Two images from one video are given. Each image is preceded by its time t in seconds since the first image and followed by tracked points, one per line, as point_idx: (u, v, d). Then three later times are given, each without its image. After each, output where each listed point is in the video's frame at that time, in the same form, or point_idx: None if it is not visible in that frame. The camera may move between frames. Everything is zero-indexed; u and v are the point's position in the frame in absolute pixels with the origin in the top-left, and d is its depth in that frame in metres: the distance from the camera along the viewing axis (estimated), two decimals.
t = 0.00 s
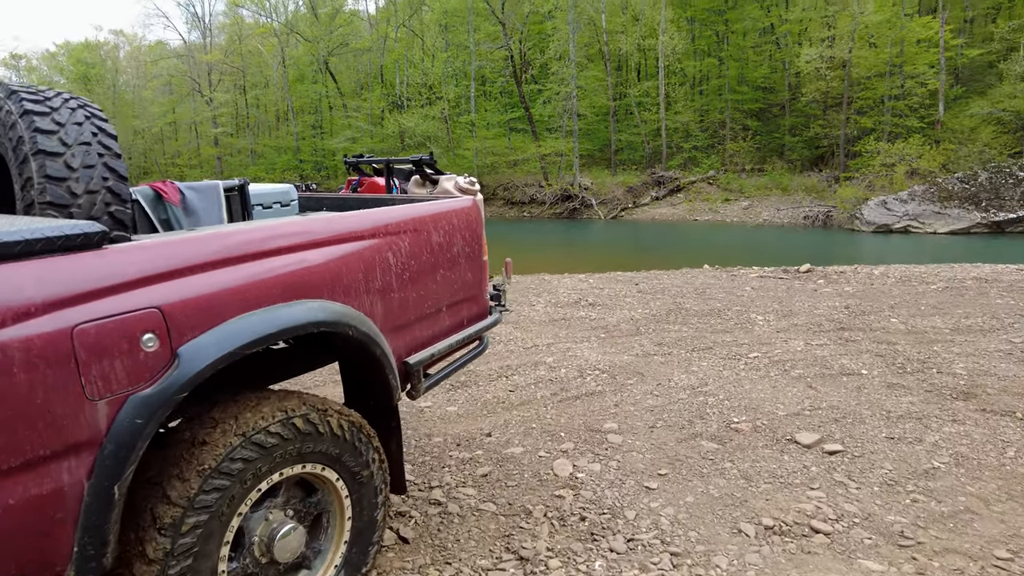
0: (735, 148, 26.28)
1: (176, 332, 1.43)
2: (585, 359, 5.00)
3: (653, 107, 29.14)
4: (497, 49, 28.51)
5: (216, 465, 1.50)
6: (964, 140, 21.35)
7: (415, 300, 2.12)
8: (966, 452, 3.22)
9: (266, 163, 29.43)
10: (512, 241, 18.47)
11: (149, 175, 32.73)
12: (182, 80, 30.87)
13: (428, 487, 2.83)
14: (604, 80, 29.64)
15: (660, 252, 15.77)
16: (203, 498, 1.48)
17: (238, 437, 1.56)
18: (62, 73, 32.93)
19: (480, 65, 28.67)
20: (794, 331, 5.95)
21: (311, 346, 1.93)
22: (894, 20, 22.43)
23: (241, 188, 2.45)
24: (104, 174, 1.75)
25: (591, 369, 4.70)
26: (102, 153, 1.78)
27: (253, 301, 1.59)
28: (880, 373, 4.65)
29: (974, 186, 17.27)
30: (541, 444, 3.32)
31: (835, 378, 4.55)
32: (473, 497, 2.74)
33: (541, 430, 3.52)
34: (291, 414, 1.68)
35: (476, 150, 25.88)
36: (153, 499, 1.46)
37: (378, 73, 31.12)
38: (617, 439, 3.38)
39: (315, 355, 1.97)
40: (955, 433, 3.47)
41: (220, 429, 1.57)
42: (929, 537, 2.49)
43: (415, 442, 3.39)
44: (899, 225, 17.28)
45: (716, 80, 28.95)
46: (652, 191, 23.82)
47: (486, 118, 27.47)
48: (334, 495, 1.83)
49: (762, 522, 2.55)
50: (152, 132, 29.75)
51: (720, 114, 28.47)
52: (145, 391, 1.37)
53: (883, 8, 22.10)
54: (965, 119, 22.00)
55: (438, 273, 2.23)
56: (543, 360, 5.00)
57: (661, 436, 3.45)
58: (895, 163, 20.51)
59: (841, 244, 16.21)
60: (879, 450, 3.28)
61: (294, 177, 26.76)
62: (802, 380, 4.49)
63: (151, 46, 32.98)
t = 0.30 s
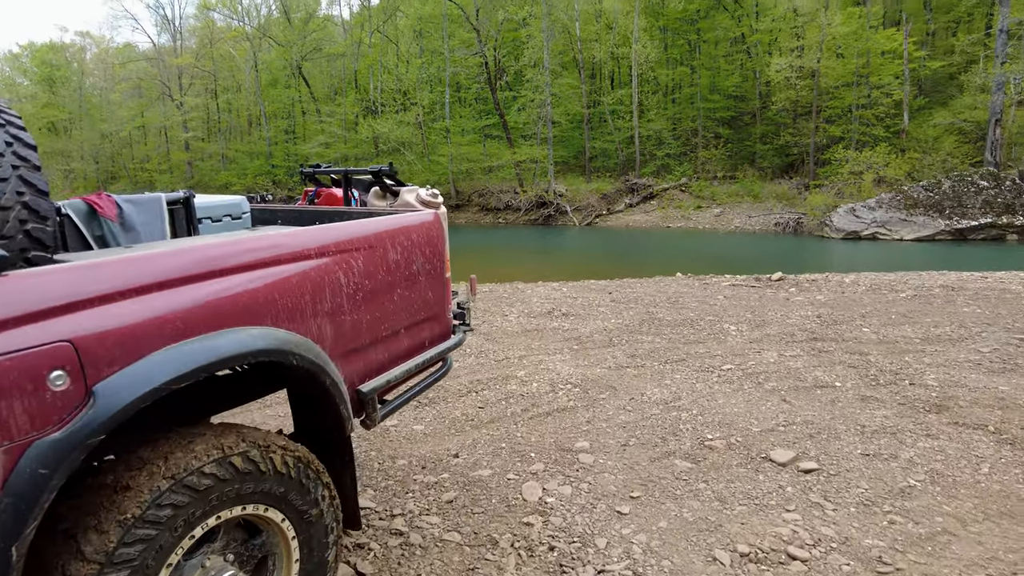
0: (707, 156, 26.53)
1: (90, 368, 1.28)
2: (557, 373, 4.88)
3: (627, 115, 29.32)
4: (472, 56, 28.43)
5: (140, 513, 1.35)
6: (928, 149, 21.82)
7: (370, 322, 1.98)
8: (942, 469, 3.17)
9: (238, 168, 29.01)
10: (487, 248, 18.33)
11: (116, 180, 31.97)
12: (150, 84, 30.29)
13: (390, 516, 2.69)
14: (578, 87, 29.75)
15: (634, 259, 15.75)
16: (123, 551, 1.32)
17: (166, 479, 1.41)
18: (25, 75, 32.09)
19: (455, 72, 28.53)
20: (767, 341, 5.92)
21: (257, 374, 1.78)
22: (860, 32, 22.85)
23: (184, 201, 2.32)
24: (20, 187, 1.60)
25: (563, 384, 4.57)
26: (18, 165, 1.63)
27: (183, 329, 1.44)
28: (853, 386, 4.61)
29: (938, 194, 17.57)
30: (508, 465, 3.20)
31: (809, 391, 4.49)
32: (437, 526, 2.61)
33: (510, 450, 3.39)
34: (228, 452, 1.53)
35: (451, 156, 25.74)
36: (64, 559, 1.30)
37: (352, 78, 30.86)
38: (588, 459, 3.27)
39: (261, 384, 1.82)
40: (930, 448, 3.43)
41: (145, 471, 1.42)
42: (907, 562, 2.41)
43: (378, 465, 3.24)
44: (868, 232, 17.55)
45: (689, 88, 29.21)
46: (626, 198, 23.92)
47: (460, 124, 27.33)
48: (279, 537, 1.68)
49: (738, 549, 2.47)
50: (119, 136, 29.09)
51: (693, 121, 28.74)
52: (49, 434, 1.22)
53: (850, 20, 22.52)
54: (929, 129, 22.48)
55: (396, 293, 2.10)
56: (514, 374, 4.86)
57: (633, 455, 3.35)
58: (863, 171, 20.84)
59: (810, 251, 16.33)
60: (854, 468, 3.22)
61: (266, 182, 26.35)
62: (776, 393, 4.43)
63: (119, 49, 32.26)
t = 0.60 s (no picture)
0: (688, 163, 26.65)
1: (9, 395, 1.10)
2: (541, 383, 4.73)
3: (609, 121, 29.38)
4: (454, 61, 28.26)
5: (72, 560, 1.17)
6: (904, 157, 22.04)
7: (339, 336, 1.82)
8: (939, 484, 3.06)
9: (216, 172, 28.60)
10: (469, 254, 18.17)
11: (91, 183, 31.37)
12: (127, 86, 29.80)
13: (365, 541, 2.53)
14: (560, 94, 29.73)
15: (617, 266, 15.65)
16: None
17: (104, 520, 1.23)
18: None
19: (436, 77, 28.33)
20: (753, 350, 5.83)
21: (214, 396, 1.61)
22: (837, 42, 23.09)
23: (141, 204, 2.15)
24: None
25: (547, 395, 4.42)
26: None
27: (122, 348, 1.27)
28: (843, 396, 4.51)
29: (914, 202, 17.70)
30: (491, 484, 3.04)
31: (799, 403, 4.39)
32: (415, 552, 2.45)
33: (492, 468, 3.23)
34: (178, 485, 1.35)
35: (433, 161, 25.54)
36: None
37: (332, 83, 30.61)
38: (575, 476, 3.13)
39: (219, 406, 1.65)
40: (925, 462, 3.33)
41: (79, 511, 1.24)
42: None
43: (353, 484, 3.06)
44: (846, 239, 17.70)
45: (670, 96, 29.32)
46: (608, 205, 23.93)
47: (442, 129, 27.14)
48: None
49: None
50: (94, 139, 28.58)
51: (674, 129, 28.87)
52: None
53: (828, 29, 22.73)
54: (905, 138, 22.75)
55: (370, 303, 1.94)
56: (497, 385, 4.70)
57: (621, 471, 3.21)
58: (841, 179, 20.98)
59: (790, 258, 16.37)
60: (850, 483, 3.11)
61: (244, 187, 26.00)
62: (766, 404, 4.32)
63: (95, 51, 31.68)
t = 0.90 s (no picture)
0: (675, 167, 26.62)
1: None
2: (536, 394, 4.55)
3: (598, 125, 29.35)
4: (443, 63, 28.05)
5: None
6: (890, 162, 22.11)
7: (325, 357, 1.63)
8: (956, 504, 2.92)
9: (201, 173, 28.26)
10: (457, 257, 17.97)
11: (74, 184, 30.93)
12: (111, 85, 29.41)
13: (353, 572, 2.35)
14: (548, 97, 29.61)
15: (607, 270, 15.50)
16: None
17: None
18: None
19: (425, 79, 28.12)
20: (752, 359, 5.69)
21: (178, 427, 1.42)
22: (824, 48, 23.13)
23: (107, 207, 2.00)
24: None
25: (543, 408, 4.24)
26: None
27: (74, 374, 1.08)
28: (847, 408, 4.37)
29: (901, 207, 17.73)
30: (487, 507, 2.87)
31: (803, 415, 4.25)
32: None
33: (488, 489, 3.05)
34: (136, 536, 1.16)
35: (421, 164, 25.30)
36: None
37: (320, 85, 30.36)
38: (575, 497, 2.96)
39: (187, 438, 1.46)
40: (939, 480, 3.19)
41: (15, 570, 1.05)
42: None
43: (340, 507, 2.87)
44: (833, 243, 17.73)
45: (657, 100, 29.31)
46: (596, 209, 23.85)
47: (431, 132, 26.93)
48: None
49: None
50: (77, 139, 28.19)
51: (662, 133, 28.87)
52: None
53: (815, 35, 22.76)
54: (890, 143, 22.79)
55: (359, 319, 1.76)
56: (490, 396, 4.52)
57: (624, 491, 3.05)
58: (828, 183, 20.95)
59: (779, 262, 16.31)
60: (864, 503, 2.97)
61: (229, 189, 25.71)
62: (769, 417, 4.18)
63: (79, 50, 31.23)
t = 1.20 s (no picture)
0: (667, 170, 26.58)
1: None
2: (534, 405, 4.41)
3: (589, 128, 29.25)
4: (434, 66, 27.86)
5: None
6: (880, 166, 22.09)
7: (316, 382, 1.49)
8: (976, 524, 2.81)
9: (191, 175, 28.02)
10: (449, 260, 17.80)
11: (62, 186, 30.60)
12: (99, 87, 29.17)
13: None
14: (540, 101, 29.47)
15: (600, 274, 15.34)
16: None
17: None
18: None
19: (417, 82, 27.94)
20: (752, 367, 5.58)
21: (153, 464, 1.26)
22: (815, 52, 23.16)
23: (80, 216, 1.91)
24: None
25: (542, 420, 4.10)
26: None
27: (33, 415, 0.94)
28: (854, 419, 4.25)
29: (892, 210, 17.73)
30: (487, 530, 2.74)
31: (809, 427, 4.13)
32: None
33: (487, 510, 2.92)
34: None
35: (413, 167, 25.08)
36: None
37: (311, 87, 30.21)
38: (579, 519, 2.83)
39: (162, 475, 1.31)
40: (956, 497, 3.07)
41: None
42: None
43: (332, 530, 2.73)
44: (825, 247, 17.70)
45: (649, 103, 29.29)
46: (588, 212, 23.75)
47: (423, 135, 26.73)
48: None
49: None
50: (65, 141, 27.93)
51: (653, 137, 28.82)
52: None
53: (806, 39, 22.76)
54: (880, 147, 22.78)
55: (353, 340, 1.61)
56: (487, 408, 4.37)
57: (629, 512, 2.93)
58: (819, 187, 20.90)
59: (770, 265, 16.26)
60: (879, 523, 2.84)
61: (220, 191, 25.54)
62: (774, 429, 4.07)
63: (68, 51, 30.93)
